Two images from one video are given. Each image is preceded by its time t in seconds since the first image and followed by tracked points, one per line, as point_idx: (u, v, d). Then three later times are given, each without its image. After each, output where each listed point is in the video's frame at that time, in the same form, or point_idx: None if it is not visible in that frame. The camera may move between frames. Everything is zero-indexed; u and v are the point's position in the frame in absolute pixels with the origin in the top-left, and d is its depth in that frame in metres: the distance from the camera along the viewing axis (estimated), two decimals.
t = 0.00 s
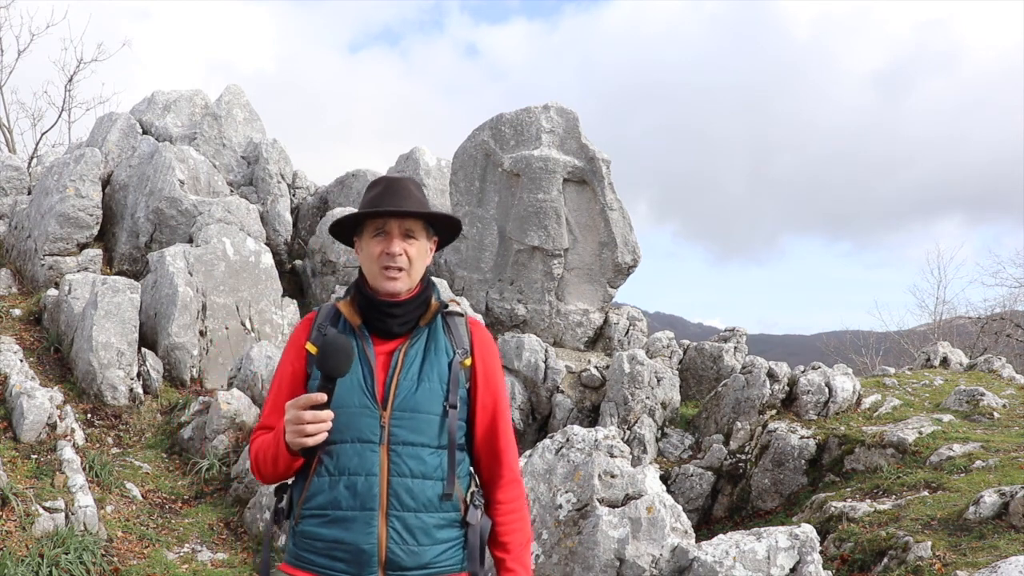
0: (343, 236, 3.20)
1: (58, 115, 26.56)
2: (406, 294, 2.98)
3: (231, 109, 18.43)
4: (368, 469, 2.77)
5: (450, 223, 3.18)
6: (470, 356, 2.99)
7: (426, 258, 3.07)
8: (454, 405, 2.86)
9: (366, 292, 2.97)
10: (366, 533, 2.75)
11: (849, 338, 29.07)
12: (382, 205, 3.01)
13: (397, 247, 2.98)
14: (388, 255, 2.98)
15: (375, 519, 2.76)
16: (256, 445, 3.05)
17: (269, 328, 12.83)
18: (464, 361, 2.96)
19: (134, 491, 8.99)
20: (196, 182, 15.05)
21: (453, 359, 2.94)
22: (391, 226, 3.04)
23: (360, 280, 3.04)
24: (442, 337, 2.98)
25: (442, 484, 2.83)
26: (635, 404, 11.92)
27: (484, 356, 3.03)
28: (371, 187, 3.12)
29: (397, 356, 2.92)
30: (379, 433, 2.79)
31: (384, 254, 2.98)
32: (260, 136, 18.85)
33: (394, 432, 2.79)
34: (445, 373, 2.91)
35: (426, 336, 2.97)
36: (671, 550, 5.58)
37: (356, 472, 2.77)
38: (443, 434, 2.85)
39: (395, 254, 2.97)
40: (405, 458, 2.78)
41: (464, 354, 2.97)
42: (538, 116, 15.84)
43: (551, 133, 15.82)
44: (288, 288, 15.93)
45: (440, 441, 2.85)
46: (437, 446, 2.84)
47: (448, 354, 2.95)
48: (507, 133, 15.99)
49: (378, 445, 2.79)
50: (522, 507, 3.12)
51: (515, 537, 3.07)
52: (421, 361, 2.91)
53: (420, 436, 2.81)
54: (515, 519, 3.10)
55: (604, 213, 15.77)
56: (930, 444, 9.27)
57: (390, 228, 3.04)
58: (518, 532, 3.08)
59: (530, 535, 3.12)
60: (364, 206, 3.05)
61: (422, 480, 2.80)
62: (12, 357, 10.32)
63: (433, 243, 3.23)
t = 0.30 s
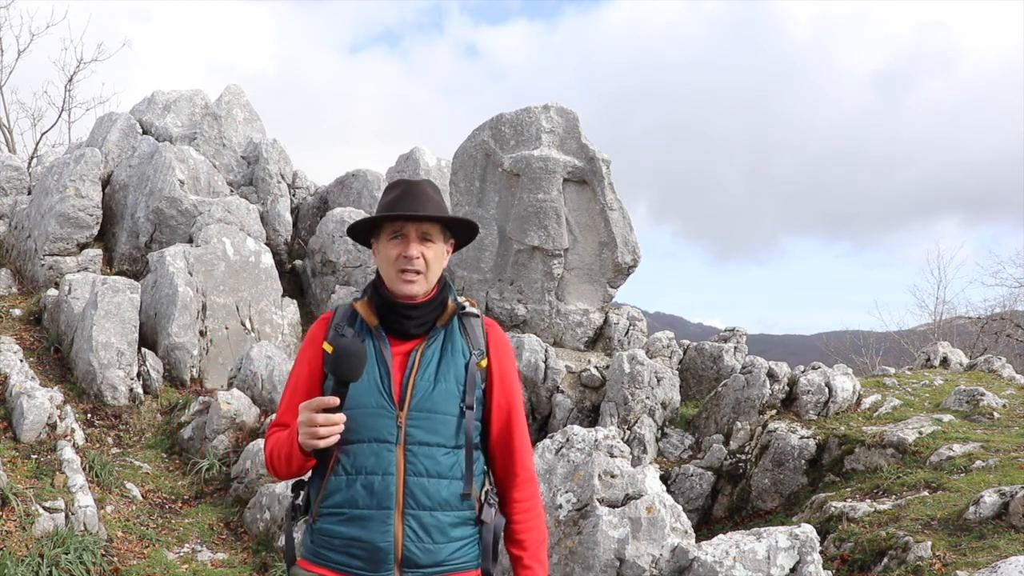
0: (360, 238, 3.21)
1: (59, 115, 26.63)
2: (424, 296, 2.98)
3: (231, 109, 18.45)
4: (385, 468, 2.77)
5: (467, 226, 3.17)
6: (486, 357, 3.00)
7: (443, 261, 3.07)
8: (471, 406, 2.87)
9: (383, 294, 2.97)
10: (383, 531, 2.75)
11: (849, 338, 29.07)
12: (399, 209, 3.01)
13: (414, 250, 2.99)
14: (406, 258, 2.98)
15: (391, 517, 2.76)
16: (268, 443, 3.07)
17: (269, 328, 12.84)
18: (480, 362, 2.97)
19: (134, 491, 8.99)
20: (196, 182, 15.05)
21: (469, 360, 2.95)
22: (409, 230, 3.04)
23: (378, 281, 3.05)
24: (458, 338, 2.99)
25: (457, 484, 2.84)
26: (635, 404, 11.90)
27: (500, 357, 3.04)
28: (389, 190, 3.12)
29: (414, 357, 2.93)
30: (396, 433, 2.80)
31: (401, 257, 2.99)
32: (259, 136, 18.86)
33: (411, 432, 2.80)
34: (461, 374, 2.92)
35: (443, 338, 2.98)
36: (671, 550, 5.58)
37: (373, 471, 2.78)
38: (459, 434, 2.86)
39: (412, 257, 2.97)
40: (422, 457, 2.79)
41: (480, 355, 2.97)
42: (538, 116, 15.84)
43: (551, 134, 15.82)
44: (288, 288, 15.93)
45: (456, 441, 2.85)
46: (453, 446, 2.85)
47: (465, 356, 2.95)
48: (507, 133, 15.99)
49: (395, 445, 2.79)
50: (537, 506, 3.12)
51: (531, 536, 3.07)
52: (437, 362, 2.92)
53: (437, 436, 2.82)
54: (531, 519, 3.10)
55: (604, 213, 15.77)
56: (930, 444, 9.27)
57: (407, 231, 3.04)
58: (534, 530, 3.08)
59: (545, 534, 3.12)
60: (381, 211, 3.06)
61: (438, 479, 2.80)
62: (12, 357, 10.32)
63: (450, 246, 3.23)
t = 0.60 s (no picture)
0: (374, 238, 3.20)
1: (59, 115, 26.67)
2: (436, 299, 2.98)
3: (231, 109, 18.45)
4: (391, 467, 2.77)
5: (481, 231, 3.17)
6: (495, 359, 3.00)
7: (456, 265, 3.07)
8: (479, 407, 2.87)
9: (395, 295, 2.98)
10: (389, 529, 2.76)
11: (849, 338, 29.08)
12: (415, 212, 3.01)
13: (428, 253, 2.99)
14: (419, 261, 2.98)
15: (397, 516, 2.76)
16: (274, 436, 3.08)
17: (269, 328, 12.84)
18: (489, 364, 2.97)
19: (134, 492, 8.99)
20: (196, 182, 15.04)
21: (478, 362, 2.95)
22: (423, 233, 3.03)
23: (389, 282, 3.05)
24: (468, 340, 2.98)
25: (463, 484, 2.84)
26: (635, 404, 11.89)
27: (508, 360, 3.03)
28: (404, 193, 3.12)
29: (424, 357, 2.93)
30: (403, 433, 2.80)
31: (414, 260, 2.99)
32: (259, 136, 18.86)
33: (418, 432, 2.80)
34: (470, 376, 2.92)
35: (453, 339, 2.98)
36: (671, 550, 5.58)
37: (379, 470, 2.78)
38: (466, 435, 2.86)
39: (426, 260, 2.98)
40: (428, 457, 2.79)
41: (489, 357, 2.97)
42: (538, 116, 15.84)
43: (551, 133, 15.81)
44: (288, 287, 15.93)
45: (463, 442, 2.86)
46: (460, 447, 2.85)
47: (474, 357, 2.95)
48: (507, 133, 15.99)
49: (402, 444, 2.79)
50: (542, 509, 3.12)
51: (535, 538, 3.07)
52: (447, 363, 2.92)
53: (444, 436, 2.82)
54: (536, 521, 3.10)
55: (604, 213, 15.76)
56: (930, 444, 9.28)
57: (421, 234, 3.03)
58: (538, 533, 3.08)
59: (549, 537, 3.13)
60: (396, 213, 3.05)
61: (445, 479, 2.80)
62: (12, 357, 10.32)
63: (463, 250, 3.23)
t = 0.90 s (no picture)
0: (375, 236, 3.20)
1: (59, 115, 26.70)
2: (434, 299, 2.98)
3: (231, 109, 18.45)
4: (391, 468, 2.77)
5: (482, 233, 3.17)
6: (494, 359, 3.00)
7: (455, 266, 3.07)
8: (478, 407, 2.87)
9: (394, 294, 2.98)
10: (389, 529, 2.76)
11: (849, 338, 29.09)
12: (415, 211, 3.01)
13: (427, 253, 2.99)
14: (418, 261, 2.98)
15: (397, 516, 2.77)
16: (271, 434, 3.08)
17: (269, 328, 12.84)
18: (488, 364, 2.97)
19: (134, 492, 8.99)
20: (196, 182, 15.04)
21: (477, 362, 2.95)
22: (423, 233, 3.03)
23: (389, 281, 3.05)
24: (468, 340, 2.99)
25: (463, 484, 2.84)
26: (635, 404, 11.89)
27: (507, 360, 3.04)
28: (406, 191, 3.12)
29: (423, 357, 2.93)
30: (403, 433, 2.80)
31: (413, 259, 2.99)
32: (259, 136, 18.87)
33: (418, 432, 2.80)
34: (469, 376, 2.92)
35: (452, 339, 2.98)
36: (671, 550, 5.58)
37: (380, 470, 2.78)
38: (466, 435, 2.86)
39: (424, 260, 2.98)
40: (428, 457, 2.79)
41: (489, 357, 2.98)
42: (538, 116, 15.84)
43: (551, 133, 15.82)
44: (288, 287, 15.93)
45: (462, 442, 2.86)
46: (459, 447, 2.85)
47: (473, 357, 2.96)
48: (507, 133, 15.99)
49: (402, 444, 2.79)
50: (540, 508, 3.12)
51: (533, 538, 3.07)
52: (447, 363, 2.92)
53: (444, 436, 2.82)
54: (534, 520, 3.10)
55: (604, 213, 15.76)
56: (930, 444, 9.28)
57: (421, 234, 3.03)
58: (536, 532, 3.08)
59: (547, 537, 3.13)
60: (398, 212, 3.05)
61: (444, 479, 2.80)
62: (12, 357, 10.32)
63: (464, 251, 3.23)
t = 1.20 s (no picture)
0: (371, 238, 3.18)
1: (58, 115, 26.72)
2: (433, 300, 2.98)
3: (231, 109, 18.45)
4: (392, 472, 2.77)
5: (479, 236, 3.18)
6: (490, 359, 3.01)
7: (453, 268, 3.08)
8: (477, 409, 2.89)
9: (392, 295, 2.97)
10: (391, 533, 2.75)
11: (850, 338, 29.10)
12: (414, 213, 3.01)
13: (426, 256, 2.98)
14: (418, 263, 2.97)
15: (399, 520, 2.77)
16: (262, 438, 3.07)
17: (269, 328, 12.84)
18: (484, 364, 2.98)
19: (134, 492, 8.99)
20: (196, 182, 15.04)
21: (474, 363, 2.96)
22: (423, 235, 3.03)
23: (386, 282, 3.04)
24: (464, 341, 2.99)
25: (462, 485, 2.85)
26: (635, 404, 11.89)
27: (502, 359, 3.06)
28: (404, 193, 3.11)
29: (420, 360, 2.93)
30: (403, 436, 2.79)
31: (413, 262, 2.98)
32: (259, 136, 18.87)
33: (418, 435, 2.80)
34: (467, 377, 2.93)
35: (449, 341, 2.98)
36: (671, 550, 5.58)
37: (381, 474, 2.77)
38: (464, 436, 2.87)
39: (424, 263, 2.96)
40: (429, 460, 2.79)
41: (485, 357, 2.99)
42: (538, 116, 15.84)
43: (551, 133, 15.82)
44: (288, 287, 15.93)
45: (461, 443, 2.87)
46: (458, 449, 2.86)
47: (470, 358, 2.96)
48: (507, 132, 15.99)
49: (402, 448, 2.79)
50: (536, 505, 3.12)
51: (529, 534, 3.07)
52: (444, 365, 2.92)
53: (443, 439, 2.83)
54: (530, 517, 3.10)
55: (604, 213, 15.76)
56: (931, 444, 9.28)
57: (420, 236, 3.03)
58: (532, 529, 3.08)
59: (543, 533, 3.13)
60: (397, 214, 3.04)
61: (444, 482, 2.81)
62: (11, 357, 10.31)
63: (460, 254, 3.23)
